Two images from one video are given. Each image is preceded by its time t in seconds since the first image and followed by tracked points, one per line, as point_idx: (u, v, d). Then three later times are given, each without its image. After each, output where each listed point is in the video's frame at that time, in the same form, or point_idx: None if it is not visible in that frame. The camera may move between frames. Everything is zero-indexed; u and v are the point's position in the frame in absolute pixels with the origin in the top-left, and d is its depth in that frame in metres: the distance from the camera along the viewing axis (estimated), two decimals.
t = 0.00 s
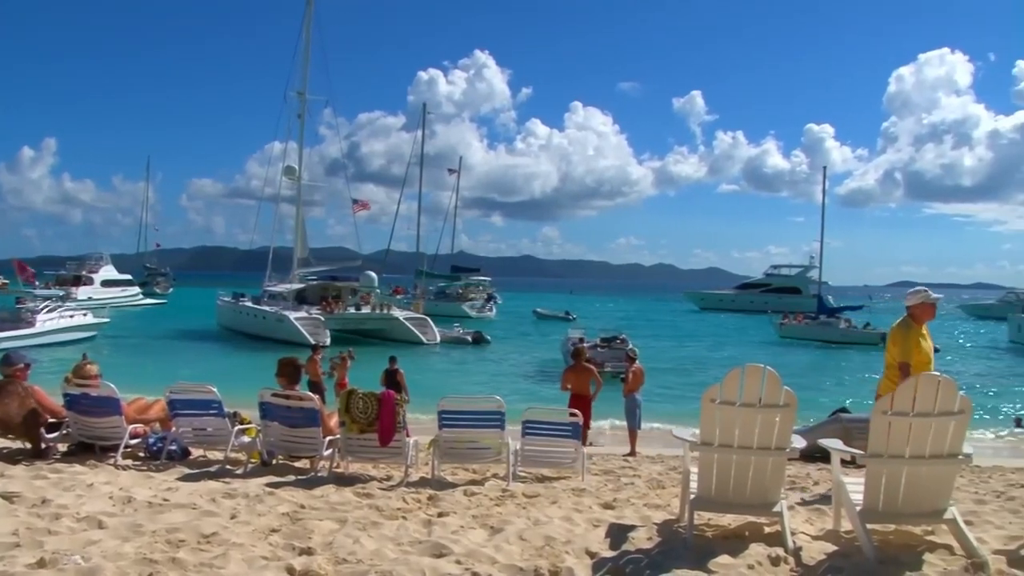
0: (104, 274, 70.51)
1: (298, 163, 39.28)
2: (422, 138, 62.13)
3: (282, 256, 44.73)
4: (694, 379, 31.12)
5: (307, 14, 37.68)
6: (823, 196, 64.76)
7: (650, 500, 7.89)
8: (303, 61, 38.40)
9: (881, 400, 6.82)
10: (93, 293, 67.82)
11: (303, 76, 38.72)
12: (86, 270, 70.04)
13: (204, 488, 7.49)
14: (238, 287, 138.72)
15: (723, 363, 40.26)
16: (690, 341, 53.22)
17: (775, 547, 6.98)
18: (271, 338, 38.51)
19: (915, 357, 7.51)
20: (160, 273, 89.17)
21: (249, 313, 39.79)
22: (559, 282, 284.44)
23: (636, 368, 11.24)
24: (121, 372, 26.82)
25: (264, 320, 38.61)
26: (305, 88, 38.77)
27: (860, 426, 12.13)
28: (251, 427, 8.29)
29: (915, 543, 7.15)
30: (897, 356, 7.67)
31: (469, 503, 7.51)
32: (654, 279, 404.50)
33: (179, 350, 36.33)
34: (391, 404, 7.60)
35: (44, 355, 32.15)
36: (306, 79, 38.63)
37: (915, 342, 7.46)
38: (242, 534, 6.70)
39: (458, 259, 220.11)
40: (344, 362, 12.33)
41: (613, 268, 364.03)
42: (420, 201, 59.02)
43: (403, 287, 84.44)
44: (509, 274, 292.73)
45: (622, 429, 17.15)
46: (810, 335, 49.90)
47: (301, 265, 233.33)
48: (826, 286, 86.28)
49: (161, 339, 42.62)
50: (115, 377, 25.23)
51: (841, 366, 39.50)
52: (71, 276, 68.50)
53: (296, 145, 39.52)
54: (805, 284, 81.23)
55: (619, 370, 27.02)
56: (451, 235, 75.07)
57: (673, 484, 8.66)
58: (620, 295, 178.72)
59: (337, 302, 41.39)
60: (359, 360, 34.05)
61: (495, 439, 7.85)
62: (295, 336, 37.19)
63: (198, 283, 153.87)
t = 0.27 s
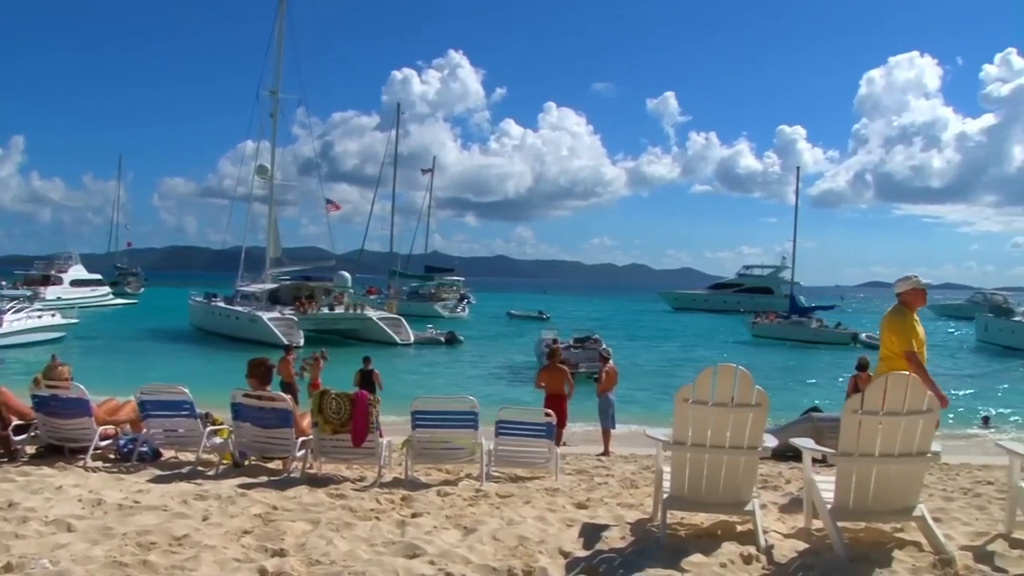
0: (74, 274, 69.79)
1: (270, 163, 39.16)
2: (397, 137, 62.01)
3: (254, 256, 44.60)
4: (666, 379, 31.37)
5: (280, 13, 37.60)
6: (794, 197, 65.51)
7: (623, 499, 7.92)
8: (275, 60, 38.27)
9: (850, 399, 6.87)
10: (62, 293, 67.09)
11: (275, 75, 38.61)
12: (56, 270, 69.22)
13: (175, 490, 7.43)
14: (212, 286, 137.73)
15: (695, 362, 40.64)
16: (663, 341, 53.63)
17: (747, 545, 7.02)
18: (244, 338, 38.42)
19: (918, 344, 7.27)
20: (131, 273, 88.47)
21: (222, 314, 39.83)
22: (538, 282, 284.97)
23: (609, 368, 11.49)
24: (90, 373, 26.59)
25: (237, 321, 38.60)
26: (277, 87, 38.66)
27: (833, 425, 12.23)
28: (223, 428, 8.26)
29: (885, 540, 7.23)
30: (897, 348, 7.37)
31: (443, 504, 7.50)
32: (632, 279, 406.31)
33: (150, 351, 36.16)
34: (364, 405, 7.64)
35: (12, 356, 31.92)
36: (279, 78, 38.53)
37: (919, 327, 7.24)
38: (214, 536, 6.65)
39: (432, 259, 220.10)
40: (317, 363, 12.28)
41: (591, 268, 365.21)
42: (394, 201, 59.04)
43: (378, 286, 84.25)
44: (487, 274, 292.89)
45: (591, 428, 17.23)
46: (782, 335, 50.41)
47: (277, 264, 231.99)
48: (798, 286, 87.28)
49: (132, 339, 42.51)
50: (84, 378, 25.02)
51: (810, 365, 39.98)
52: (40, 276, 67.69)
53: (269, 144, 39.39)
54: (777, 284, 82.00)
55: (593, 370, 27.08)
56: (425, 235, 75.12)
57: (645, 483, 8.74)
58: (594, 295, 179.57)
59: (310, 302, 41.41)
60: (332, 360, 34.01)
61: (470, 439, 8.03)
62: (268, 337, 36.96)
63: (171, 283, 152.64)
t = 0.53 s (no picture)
0: (43, 274, 69.00)
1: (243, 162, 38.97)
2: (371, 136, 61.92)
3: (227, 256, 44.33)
4: (639, 379, 31.57)
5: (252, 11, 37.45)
6: (767, 198, 66.12)
7: (597, 499, 7.95)
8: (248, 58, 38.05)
9: (823, 398, 6.92)
10: (32, 293, 66.31)
11: (248, 73, 38.43)
12: (25, 270, 68.39)
13: (147, 492, 7.37)
14: (185, 286, 136.69)
15: (667, 361, 40.94)
16: (637, 341, 53.95)
17: (720, 544, 7.06)
18: (217, 338, 38.19)
19: (920, 346, 7.60)
20: (103, 273, 87.68)
21: (195, 314, 39.60)
22: (516, 282, 285.26)
23: (583, 369, 11.72)
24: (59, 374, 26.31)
25: (210, 321, 38.38)
26: (250, 86, 38.48)
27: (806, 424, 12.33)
28: (195, 429, 8.22)
29: (856, 538, 7.30)
30: (901, 351, 7.72)
31: (416, 504, 7.50)
32: (612, 279, 407.60)
33: (121, 351, 35.86)
34: (338, 405, 7.67)
35: None
36: (252, 76, 38.36)
37: (919, 331, 7.58)
38: (186, 538, 6.59)
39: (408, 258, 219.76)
40: (290, 363, 12.22)
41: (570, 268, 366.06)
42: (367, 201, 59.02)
43: (353, 286, 84.03)
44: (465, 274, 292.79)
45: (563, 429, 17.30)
46: (756, 335, 50.76)
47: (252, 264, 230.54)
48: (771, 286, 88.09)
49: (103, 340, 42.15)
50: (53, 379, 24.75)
51: (781, 364, 40.40)
52: (8, 276, 66.84)
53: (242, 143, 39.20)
54: (750, 284, 82.61)
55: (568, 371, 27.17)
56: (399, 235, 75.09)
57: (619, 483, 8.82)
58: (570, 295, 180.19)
59: (284, 302, 41.26)
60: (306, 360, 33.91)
61: (444, 440, 8.10)
62: (241, 337, 36.83)
63: (144, 283, 151.30)
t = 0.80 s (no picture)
0: (12, 274, 68.17)
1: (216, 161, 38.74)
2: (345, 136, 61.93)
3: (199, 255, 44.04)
4: (612, 378, 31.76)
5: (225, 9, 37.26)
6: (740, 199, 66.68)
7: (571, 499, 7.97)
8: (221, 56, 37.83)
9: (796, 397, 6.98)
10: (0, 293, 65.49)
11: (221, 72, 38.21)
12: None
13: (118, 494, 7.30)
14: (157, 286, 135.58)
15: (641, 361, 41.19)
16: (611, 341, 54.21)
17: (694, 543, 7.10)
18: (190, 339, 37.96)
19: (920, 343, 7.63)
20: (73, 272, 86.79)
21: (167, 314, 39.32)
22: (494, 282, 285.41)
23: (558, 367, 11.81)
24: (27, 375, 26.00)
25: (183, 321, 38.12)
26: (223, 84, 38.27)
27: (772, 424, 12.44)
28: (167, 430, 8.18)
29: (828, 536, 7.36)
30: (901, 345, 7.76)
31: (390, 504, 7.49)
32: (591, 279, 408.83)
33: (91, 352, 35.52)
34: (312, 405, 7.68)
35: None
36: (225, 75, 38.15)
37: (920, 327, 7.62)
38: (158, 540, 6.53)
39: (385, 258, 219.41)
40: (264, 363, 12.15)
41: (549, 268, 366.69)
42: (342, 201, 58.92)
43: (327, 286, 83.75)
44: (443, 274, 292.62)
45: (532, 429, 17.38)
46: (728, 335, 51.03)
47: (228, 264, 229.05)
48: (745, 286, 88.85)
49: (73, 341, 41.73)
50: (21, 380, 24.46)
51: (753, 364, 40.77)
52: None
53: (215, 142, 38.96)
54: (723, 284, 83.07)
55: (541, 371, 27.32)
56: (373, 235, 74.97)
57: (593, 483, 8.86)
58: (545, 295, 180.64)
59: (258, 302, 41.05)
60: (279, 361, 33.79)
61: (418, 440, 8.14)
62: (214, 337, 36.65)
63: (117, 283, 149.94)
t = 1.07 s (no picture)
0: None
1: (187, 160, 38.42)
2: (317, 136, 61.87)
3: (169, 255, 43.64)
4: (584, 378, 31.87)
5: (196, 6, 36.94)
6: (712, 201, 67.17)
7: (543, 498, 7.99)
8: (192, 55, 37.51)
9: (766, 396, 7.02)
10: None
11: (192, 70, 37.89)
12: None
13: (86, 497, 7.23)
14: (128, 286, 134.19)
15: (614, 361, 41.36)
16: (585, 341, 54.39)
17: (666, 541, 7.14)
18: (161, 339, 37.63)
19: (908, 343, 7.54)
20: (41, 272, 85.66)
21: (138, 314, 38.95)
22: (472, 282, 285.21)
23: (529, 368, 11.85)
24: None
25: (153, 322, 37.78)
26: (194, 83, 37.96)
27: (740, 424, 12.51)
28: (137, 432, 8.14)
29: (798, 534, 7.44)
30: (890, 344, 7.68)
31: (362, 505, 7.47)
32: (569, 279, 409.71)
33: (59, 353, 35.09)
34: (283, 407, 7.69)
35: None
36: (196, 73, 37.83)
37: (908, 327, 7.54)
38: (127, 543, 6.46)
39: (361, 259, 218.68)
40: (236, 363, 12.05)
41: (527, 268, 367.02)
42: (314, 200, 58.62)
43: (300, 287, 83.27)
44: (420, 274, 292.09)
45: (501, 428, 17.43)
46: (700, 336, 51.19)
47: (202, 264, 227.13)
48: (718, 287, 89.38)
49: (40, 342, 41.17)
50: None
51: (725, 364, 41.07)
52: None
53: (185, 141, 38.64)
54: (695, 284, 83.30)
55: (512, 371, 27.41)
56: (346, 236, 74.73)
57: (565, 483, 8.90)
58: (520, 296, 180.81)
59: (229, 302, 40.73)
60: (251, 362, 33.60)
61: (389, 440, 8.17)
62: (185, 337, 36.38)
63: (87, 283, 148.17)
